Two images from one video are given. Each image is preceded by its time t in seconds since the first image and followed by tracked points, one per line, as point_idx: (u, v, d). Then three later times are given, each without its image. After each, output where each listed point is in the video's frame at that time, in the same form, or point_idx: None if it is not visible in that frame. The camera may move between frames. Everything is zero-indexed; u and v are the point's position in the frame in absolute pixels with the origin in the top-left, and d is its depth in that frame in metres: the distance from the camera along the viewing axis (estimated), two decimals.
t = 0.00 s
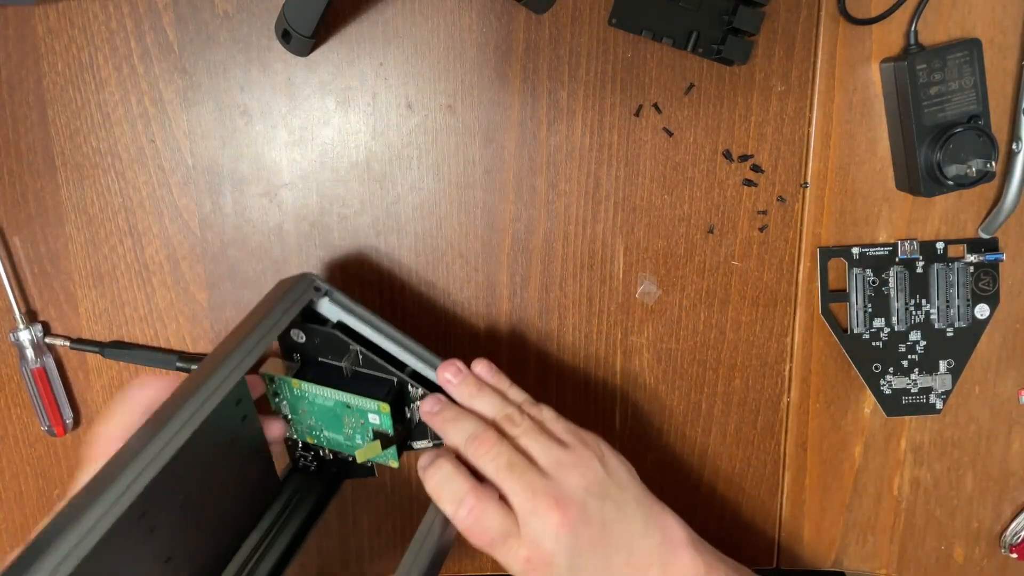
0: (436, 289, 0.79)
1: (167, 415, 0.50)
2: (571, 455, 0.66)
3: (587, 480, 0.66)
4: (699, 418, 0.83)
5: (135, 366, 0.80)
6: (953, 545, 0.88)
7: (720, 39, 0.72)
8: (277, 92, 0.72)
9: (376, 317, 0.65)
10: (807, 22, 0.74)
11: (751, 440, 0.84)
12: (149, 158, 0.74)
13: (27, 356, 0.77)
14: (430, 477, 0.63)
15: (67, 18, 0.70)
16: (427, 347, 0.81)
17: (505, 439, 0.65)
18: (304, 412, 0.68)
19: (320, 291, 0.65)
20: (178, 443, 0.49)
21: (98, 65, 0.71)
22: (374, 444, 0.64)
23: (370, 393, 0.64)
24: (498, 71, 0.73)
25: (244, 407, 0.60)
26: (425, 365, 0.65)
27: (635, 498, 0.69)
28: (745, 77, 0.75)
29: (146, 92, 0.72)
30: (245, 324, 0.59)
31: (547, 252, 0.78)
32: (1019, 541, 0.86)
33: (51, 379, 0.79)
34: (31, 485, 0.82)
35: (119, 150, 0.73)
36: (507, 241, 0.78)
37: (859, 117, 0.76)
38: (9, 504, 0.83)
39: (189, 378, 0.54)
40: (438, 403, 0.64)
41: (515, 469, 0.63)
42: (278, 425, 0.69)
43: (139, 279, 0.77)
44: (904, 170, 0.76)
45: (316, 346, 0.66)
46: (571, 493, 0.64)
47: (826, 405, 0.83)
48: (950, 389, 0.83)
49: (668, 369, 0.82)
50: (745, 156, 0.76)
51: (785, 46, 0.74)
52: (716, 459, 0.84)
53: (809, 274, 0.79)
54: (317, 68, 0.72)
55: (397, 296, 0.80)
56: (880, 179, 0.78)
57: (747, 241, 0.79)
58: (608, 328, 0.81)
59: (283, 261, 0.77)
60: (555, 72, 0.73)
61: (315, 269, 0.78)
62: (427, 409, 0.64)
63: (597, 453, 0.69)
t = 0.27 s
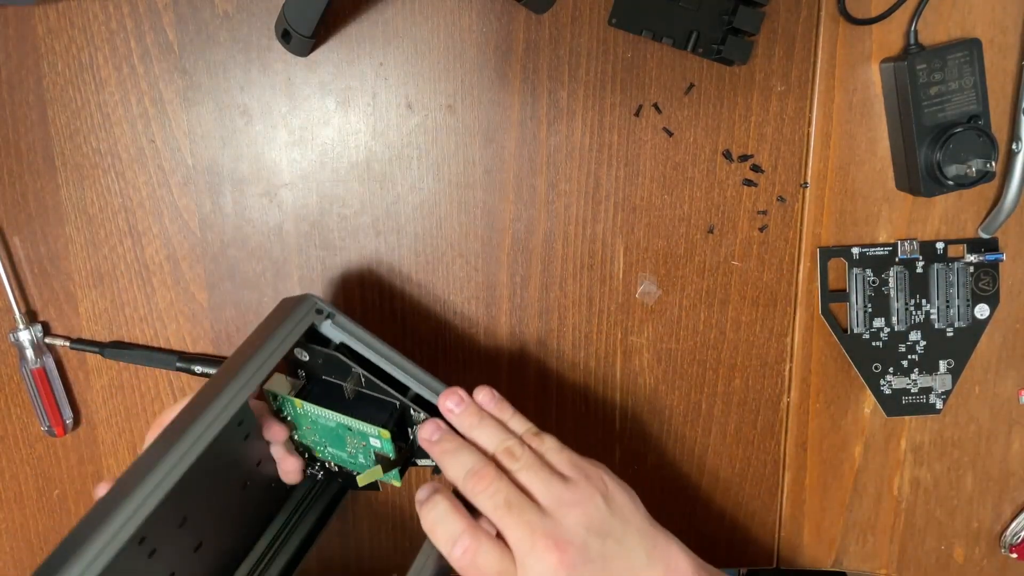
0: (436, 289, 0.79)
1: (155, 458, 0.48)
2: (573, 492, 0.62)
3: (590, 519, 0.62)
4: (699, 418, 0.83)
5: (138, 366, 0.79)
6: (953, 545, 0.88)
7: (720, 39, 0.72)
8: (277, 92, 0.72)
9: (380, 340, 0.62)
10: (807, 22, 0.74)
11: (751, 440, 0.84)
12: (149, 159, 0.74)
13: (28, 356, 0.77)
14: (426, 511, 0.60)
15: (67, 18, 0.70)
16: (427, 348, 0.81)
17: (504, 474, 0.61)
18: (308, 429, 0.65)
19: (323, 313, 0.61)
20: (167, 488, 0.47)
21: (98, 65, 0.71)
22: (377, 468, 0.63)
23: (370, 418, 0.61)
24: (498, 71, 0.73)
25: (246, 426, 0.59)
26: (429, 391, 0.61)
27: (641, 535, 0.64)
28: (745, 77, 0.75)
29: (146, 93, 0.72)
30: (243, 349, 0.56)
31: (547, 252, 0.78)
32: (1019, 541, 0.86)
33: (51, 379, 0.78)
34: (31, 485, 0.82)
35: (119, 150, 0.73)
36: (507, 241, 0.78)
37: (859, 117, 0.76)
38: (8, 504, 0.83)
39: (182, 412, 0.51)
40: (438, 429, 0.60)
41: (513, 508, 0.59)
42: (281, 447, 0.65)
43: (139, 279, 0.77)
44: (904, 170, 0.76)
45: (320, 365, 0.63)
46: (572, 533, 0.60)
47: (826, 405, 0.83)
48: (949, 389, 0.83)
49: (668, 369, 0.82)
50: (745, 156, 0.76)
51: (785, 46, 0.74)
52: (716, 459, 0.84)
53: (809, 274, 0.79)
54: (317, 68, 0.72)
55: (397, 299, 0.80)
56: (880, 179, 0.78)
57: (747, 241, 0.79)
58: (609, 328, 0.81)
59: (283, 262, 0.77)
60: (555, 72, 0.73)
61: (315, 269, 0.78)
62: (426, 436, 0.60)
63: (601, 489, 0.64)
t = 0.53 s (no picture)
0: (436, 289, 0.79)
1: (162, 505, 0.49)
2: (575, 530, 0.62)
3: (592, 556, 0.62)
4: (699, 418, 0.83)
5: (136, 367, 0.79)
6: (953, 545, 0.88)
7: (720, 39, 0.72)
8: (277, 92, 0.72)
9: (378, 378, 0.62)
10: (807, 22, 0.74)
11: (751, 440, 0.84)
12: (149, 158, 0.74)
13: (27, 356, 0.77)
14: (425, 548, 0.62)
15: (67, 18, 0.70)
16: (427, 349, 0.81)
17: (505, 512, 0.62)
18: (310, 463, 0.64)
19: (322, 351, 0.61)
20: (173, 535, 0.48)
21: (98, 65, 0.71)
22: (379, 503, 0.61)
23: (371, 454, 0.61)
24: (498, 71, 0.73)
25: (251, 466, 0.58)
26: (430, 426, 0.62)
27: (647, 571, 0.64)
28: (745, 77, 0.75)
29: (145, 92, 0.72)
30: (247, 391, 0.57)
31: (547, 252, 0.78)
32: (1019, 541, 0.86)
33: (51, 379, 0.79)
34: (31, 485, 0.82)
35: (119, 150, 0.73)
36: (507, 241, 0.78)
37: (859, 117, 0.76)
38: (8, 504, 0.83)
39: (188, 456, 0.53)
40: (439, 467, 0.62)
41: (512, 548, 0.60)
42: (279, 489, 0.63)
43: (139, 279, 0.77)
44: (904, 170, 0.76)
45: (321, 404, 0.63)
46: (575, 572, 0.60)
47: (826, 405, 0.83)
48: (950, 389, 0.83)
49: (668, 369, 0.82)
50: (745, 156, 0.76)
51: (786, 46, 0.74)
52: (716, 459, 0.84)
53: (809, 274, 0.79)
54: (317, 68, 0.72)
55: (398, 301, 0.79)
56: (880, 179, 0.78)
57: (747, 241, 0.79)
58: (609, 328, 0.81)
59: (283, 262, 0.77)
60: (555, 72, 0.73)
61: (314, 269, 0.77)
62: (428, 474, 0.61)
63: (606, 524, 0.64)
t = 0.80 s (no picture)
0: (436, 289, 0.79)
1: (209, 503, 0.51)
2: (575, 501, 0.61)
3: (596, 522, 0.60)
4: (700, 419, 0.83)
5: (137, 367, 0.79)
6: (953, 545, 0.88)
7: (720, 39, 0.72)
8: (277, 92, 0.72)
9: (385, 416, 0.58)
10: (807, 22, 0.74)
11: (751, 441, 0.84)
12: (149, 158, 0.74)
13: (28, 356, 0.77)
14: None
15: (67, 18, 0.70)
16: (427, 350, 0.81)
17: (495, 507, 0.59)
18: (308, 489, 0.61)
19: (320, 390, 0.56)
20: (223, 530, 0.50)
21: (98, 65, 0.71)
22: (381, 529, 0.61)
23: (373, 488, 0.59)
24: (498, 71, 0.73)
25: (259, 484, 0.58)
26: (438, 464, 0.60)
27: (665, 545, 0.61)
28: (745, 77, 0.75)
29: (145, 92, 0.72)
30: (246, 436, 0.53)
31: (547, 252, 0.78)
32: (1019, 541, 0.87)
33: (51, 379, 0.78)
34: (31, 485, 0.82)
35: (119, 150, 0.73)
36: (507, 241, 0.78)
37: (859, 117, 0.76)
38: (8, 504, 0.83)
39: (188, 508, 0.50)
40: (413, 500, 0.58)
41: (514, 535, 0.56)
42: (276, 519, 0.60)
43: (139, 279, 0.77)
44: (905, 170, 0.76)
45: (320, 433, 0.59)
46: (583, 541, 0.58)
47: (826, 406, 0.83)
48: (950, 389, 0.83)
49: (668, 369, 0.82)
50: (745, 156, 0.76)
51: (785, 47, 0.74)
52: (716, 459, 0.84)
53: (809, 275, 0.79)
54: (317, 68, 0.72)
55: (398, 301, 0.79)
56: (880, 179, 0.78)
57: (747, 241, 0.79)
58: (609, 329, 0.81)
59: (283, 262, 0.77)
60: (555, 72, 0.73)
61: (314, 269, 0.77)
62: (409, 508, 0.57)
63: (608, 492, 0.63)
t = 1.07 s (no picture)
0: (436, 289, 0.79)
1: (209, 501, 0.52)
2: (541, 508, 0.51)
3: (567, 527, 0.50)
4: (700, 419, 0.83)
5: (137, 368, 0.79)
6: (953, 545, 0.88)
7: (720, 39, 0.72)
8: (277, 91, 0.72)
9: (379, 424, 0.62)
10: (807, 22, 0.74)
11: (751, 441, 0.84)
12: (149, 158, 0.74)
13: (28, 357, 0.77)
14: None
15: (68, 18, 0.70)
16: (428, 350, 0.81)
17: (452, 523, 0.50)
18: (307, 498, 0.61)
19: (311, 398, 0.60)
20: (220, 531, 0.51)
21: (98, 65, 0.71)
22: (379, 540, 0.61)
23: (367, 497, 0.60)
24: (498, 71, 0.73)
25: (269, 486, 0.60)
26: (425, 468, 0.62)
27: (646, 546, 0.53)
28: (745, 77, 0.75)
29: (145, 92, 0.72)
30: (240, 443, 0.55)
31: (547, 252, 0.78)
32: (1019, 541, 0.86)
33: (51, 380, 0.78)
34: (31, 485, 0.82)
35: (119, 150, 0.73)
36: (507, 241, 0.78)
37: (859, 117, 0.76)
38: (8, 504, 0.83)
39: (184, 514, 0.51)
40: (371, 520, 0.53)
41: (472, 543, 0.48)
42: (275, 528, 0.59)
43: (139, 279, 0.77)
44: (904, 170, 0.76)
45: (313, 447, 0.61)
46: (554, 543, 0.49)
47: (826, 406, 0.83)
48: (950, 389, 0.83)
49: (668, 369, 0.82)
50: (745, 156, 0.76)
51: (785, 46, 0.74)
52: (716, 459, 0.84)
53: (809, 275, 0.79)
54: (317, 68, 0.72)
55: (398, 300, 0.79)
56: (880, 179, 0.78)
57: (747, 241, 0.79)
58: (609, 329, 0.81)
59: (283, 262, 0.77)
60: (555, 72, 0.73)
61: (314, 270, 0.77)
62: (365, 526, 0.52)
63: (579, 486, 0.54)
